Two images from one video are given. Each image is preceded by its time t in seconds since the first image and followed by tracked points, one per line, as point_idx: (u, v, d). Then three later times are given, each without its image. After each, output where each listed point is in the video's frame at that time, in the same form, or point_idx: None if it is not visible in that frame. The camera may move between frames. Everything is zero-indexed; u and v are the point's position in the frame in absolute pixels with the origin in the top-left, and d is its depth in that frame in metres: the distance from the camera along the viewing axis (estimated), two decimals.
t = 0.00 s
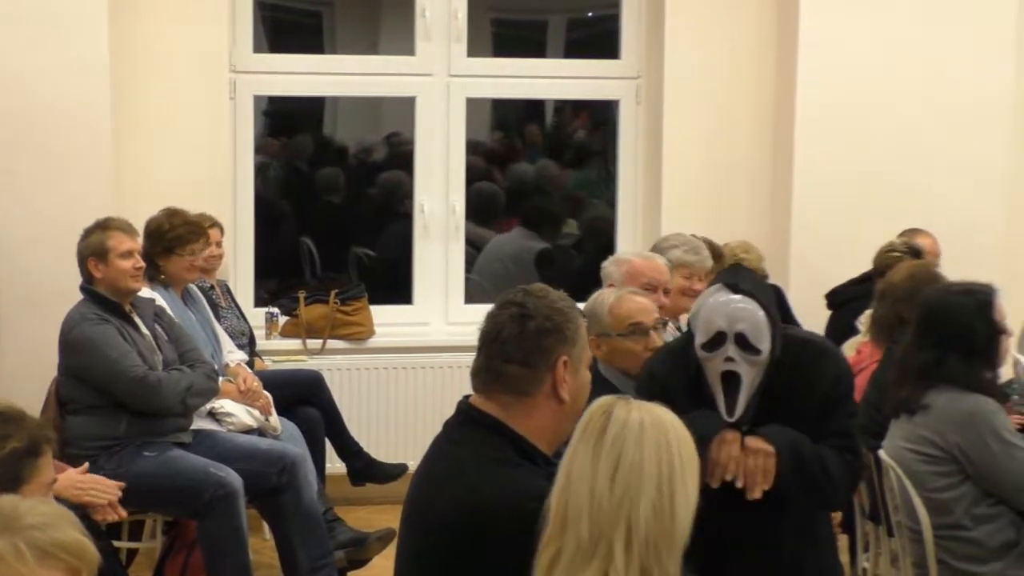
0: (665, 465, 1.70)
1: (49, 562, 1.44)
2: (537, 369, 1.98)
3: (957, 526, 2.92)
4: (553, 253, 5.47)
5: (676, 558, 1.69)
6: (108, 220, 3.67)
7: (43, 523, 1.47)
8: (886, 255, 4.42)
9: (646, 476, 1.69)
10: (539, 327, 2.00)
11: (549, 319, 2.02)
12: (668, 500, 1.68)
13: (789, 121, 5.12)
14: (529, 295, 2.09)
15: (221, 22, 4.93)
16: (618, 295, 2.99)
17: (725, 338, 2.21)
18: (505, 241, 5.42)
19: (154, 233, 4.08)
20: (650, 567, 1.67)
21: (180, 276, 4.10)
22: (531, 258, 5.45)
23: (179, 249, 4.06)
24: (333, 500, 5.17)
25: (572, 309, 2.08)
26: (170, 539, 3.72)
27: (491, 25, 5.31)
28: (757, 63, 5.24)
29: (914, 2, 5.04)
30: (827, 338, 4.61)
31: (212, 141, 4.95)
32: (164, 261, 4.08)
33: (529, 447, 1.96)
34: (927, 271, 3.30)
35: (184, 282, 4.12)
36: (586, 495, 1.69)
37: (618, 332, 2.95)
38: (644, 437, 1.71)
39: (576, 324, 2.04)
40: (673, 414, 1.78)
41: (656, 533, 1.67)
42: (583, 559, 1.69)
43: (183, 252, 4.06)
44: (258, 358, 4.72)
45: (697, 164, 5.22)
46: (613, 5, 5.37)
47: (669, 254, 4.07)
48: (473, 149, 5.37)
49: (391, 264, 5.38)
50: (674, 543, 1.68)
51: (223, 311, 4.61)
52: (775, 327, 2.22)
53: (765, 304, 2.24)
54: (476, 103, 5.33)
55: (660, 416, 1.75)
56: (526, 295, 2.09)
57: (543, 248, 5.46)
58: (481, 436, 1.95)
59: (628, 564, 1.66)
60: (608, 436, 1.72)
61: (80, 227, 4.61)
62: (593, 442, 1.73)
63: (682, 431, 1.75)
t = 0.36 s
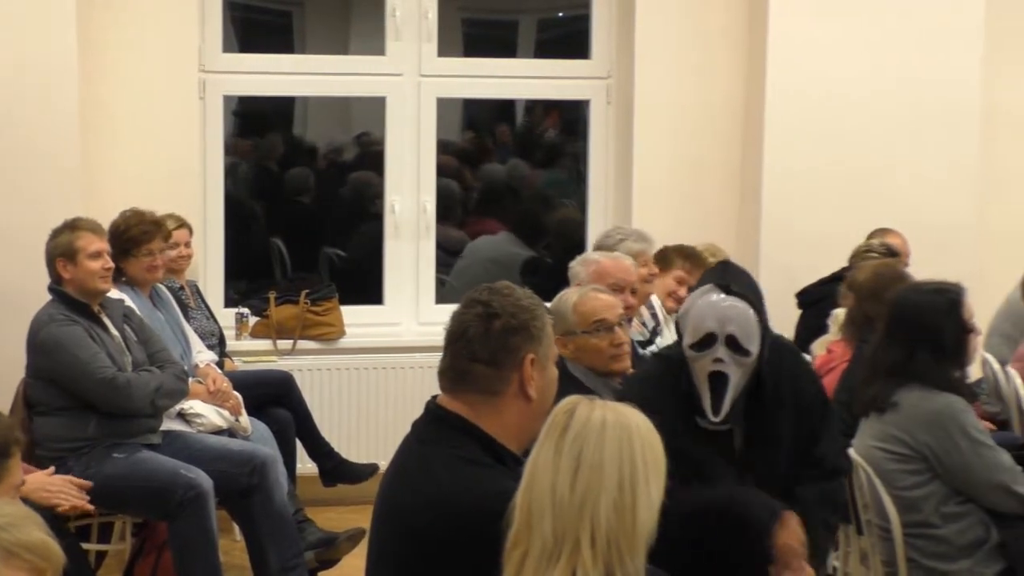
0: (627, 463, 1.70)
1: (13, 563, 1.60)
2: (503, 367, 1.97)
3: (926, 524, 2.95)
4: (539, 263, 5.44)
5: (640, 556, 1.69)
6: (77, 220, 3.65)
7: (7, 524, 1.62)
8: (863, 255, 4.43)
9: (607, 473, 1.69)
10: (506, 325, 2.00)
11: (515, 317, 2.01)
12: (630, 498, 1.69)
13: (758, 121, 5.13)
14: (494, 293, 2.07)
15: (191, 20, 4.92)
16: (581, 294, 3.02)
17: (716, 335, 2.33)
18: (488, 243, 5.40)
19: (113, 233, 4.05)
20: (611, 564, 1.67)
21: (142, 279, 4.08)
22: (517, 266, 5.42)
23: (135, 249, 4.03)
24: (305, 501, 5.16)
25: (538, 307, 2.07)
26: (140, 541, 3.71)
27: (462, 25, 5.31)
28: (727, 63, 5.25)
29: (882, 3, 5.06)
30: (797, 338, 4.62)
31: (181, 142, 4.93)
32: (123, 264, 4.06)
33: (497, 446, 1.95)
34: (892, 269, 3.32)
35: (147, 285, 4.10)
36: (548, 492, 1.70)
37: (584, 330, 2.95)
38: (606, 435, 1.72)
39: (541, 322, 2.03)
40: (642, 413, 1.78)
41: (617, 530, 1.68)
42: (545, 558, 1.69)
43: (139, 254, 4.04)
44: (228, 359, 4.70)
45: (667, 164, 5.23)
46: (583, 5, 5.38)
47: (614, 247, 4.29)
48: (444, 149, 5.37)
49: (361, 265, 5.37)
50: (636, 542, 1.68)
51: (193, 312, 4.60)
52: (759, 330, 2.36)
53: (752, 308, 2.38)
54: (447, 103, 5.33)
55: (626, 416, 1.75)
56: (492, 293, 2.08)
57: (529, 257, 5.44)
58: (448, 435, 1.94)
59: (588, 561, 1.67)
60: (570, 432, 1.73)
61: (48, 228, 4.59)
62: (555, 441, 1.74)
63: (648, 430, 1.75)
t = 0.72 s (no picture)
0: (601, 463, 1.71)
1: None
2: (464, 367, 1.97)
3: (895, 522, 2.97)
4: (510, 263, 5.44)
5: (613, 556, 1.70)
6: (46, 220, 3.63)
7: None
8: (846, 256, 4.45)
9: (582, 473, 1.70)
10: (466, 325, 1.99)
11: (475, 316, 2.01)
12: (604, 498, 1.69)
13: (728, 121, 5.15)
14: (454, 292, 2.06)
15: (161, 20, 4.90)
16: (554, 295, 3.03)
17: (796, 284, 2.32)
18: (459, 244, 5.40)
19: (84, 235, 4.04)
20: (586, 563, 1.68)
21: (113, 280, 4.06)
22: (489, 267, 5.42)
23: (104, 251, 4.01)
24: (276, 502, 5.14)
25: (499, 305, 2.06)
26: (109, 542, 3.72)
27: (433, 25, 5.31)
28: (697, 62, 5.26)
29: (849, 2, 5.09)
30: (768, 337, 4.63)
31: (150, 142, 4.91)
32: (93, 265, 4.05)
33: (461, 445, 1.95)
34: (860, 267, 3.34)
35: (119, 286, 4.08)
36: (522, 492, 1.71)
37: (556, 329, 2.96)
38: (580, 435, 1.73)
39: (502, 321, 2.03)
40: (614, 416, 1.79)
41: (592, 529, 1.68)
42: (522, 559, 1.69)
43: (109, 256, 4.02)
44: (199, 360, 4.68)
45: (638, 164, 5.24)
46: (554, 6, 5.38)
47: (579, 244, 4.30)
48: (415, 149, 5.37)
49: (332, 265, 5.35)
50: (610, 541, 1.68)
51: (163, 313, 4.58)
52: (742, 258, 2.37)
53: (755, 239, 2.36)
54: (417, 103, 5.33)
55: (599, 417, 1.76)
56: (452, 292, 2.07)
57: (501, 258, 5.44)
58: (412, 437, 1.94)
59: (563, 560, 1.67)
60: (544, 433, 1.74)
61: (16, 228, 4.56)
62: (529, 443, 1.74)
63: (619, 429, 1.76)
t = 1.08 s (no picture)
0: (572, 464, 1.71)
1: None
2: (438, 366, 1.95)
3: (861, 520, 2.98)
4: (475, 263, 5.43)
5: (586, 556, 1.70)
6: (9, 220, 3.60)
7: None
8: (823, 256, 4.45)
9: (553, 473, 1.70)
10: (441, 324, 1.98)
11: (448, 316, 2.00)
12: (577, 498, 1.70)
13: (695, 121, 5.16)
14: (425, 292, 2.05)
15: (126, 19, 4.88)
16: (524, 295, 3.04)
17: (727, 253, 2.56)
18: (424, 243, 5.38)
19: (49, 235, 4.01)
20: (561, 563, 1.68)
21: (80, 282, 4.05)
22: (453, 266, 5.40)
23: (72, 252, 3.99)
24: (243, 503, 5.12)
25: (468, 305, 2.05)
26: (74, 545, 3.69)
27: (400, 24, 5.30)
28: (663, 62, 5.27)
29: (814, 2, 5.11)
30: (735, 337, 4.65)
31: (115, 141, 4.89)
32: (60, 266, 4.03)
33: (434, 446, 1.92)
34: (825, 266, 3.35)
35: (85, 286, 4.07)
36: (494, 493, 1.70)
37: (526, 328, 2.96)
38: (550, 435, 1.73)
39: (474, 320, 2.02)
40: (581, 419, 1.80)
41: (566, 529, 1.68)
42: (495, 560, 1.69)
43: (76, 256, 4.00)
44: (165, 361, 4.66)
45: (606, 164, 5.25)
46: (521, 5, 5.37)
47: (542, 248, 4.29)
48: (382, 149, 5.35)
49: (298, 266, 5.34)
50: (583, 540, 1.69)
51: (129, 313, 4.55)
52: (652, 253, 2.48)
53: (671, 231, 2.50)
54: (384, 103, 5.32)
55: (568, 419, 1.76)
56: (423, 292, 2.05)
57: (466, 257, 5.42)
58: (383, 437, 1.91)
59: (538, 560, 1.67)
60: (513, 434, 1.74)
61: None
62: (498, 444, 1.74)
63: (587, 430, 1.77)
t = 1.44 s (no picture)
0: (542, 466, 1.71)
1: None
2: (389, 361, 1.96)
3: (825, 518, 3.00)
4: (438, 261, 5.42)
5: (555, 557, 1.71)
6: None
7: None
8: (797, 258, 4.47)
9: (523, 476, 1.70)
10: (390, 319, 1.98)
11: (397, 310, 2.00)
12: (547, 501, 1.70)
13: (657, 121, 5.17)
14: (370, 289, 2.05)
15: (86, 17, 4.84)
16: (487, 294, 3.03)
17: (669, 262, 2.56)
18: (384, 243, 5.32)
19: (8, 235, 3.96)
20: (533, 565, 1.68)
21: (39, 282, 4.01)
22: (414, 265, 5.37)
23: (30, 251, 3.94)
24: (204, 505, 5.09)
25: (416, 300, 2.06)
26: (33, 547, 3.66)
27: (363, 23, 5.29)
28: (626, 62, 5.28)
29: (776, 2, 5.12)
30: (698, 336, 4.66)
31: (75, 141, 4.85)
32: (19, 266, 3.98)
33: (389, 441, 1.92)
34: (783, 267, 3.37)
35: (44, 287, 4.03)
36: (464, 495, 1.70)
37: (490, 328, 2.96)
38: (519, 436, 1.72)
39: (421, 315, 2.03)
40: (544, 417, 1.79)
41: (538, 532, 1.68)
42: (466, 563, 1.68)
43: (35, 256, 3.95)
44: (125, 362, 4.63)
45: (569, 164, 5.25)
46: (484, 5, 5.36)
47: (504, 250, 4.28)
48: (344, 148, 5.34)
49: (260, 266, 5.31)
50: (553, 542, 1.69)
51: (89, 314, 4.52)
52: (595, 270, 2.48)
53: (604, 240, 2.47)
54: (347, 103, 5.31)
55: (532, 418, 1.76)
56: (368, 289, 2.05)
57: (427, 255, 5.40)
58: (338, 433, 1.91)
59: (511, 563, 1.66)
60: (481, 436, 1.73)
61: None
62: (466, 446, 1.73)
63: (551, 430, 1.76)
